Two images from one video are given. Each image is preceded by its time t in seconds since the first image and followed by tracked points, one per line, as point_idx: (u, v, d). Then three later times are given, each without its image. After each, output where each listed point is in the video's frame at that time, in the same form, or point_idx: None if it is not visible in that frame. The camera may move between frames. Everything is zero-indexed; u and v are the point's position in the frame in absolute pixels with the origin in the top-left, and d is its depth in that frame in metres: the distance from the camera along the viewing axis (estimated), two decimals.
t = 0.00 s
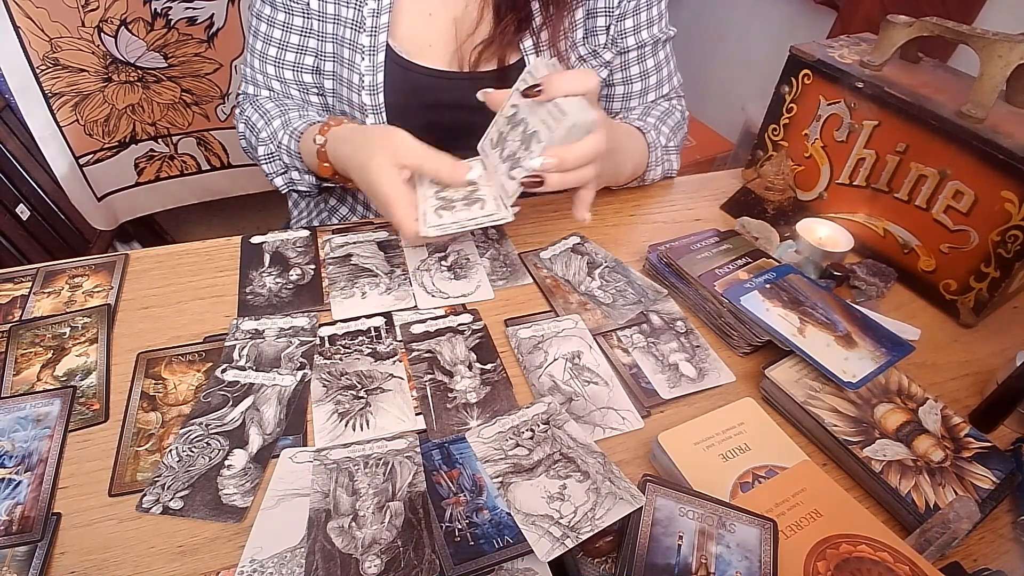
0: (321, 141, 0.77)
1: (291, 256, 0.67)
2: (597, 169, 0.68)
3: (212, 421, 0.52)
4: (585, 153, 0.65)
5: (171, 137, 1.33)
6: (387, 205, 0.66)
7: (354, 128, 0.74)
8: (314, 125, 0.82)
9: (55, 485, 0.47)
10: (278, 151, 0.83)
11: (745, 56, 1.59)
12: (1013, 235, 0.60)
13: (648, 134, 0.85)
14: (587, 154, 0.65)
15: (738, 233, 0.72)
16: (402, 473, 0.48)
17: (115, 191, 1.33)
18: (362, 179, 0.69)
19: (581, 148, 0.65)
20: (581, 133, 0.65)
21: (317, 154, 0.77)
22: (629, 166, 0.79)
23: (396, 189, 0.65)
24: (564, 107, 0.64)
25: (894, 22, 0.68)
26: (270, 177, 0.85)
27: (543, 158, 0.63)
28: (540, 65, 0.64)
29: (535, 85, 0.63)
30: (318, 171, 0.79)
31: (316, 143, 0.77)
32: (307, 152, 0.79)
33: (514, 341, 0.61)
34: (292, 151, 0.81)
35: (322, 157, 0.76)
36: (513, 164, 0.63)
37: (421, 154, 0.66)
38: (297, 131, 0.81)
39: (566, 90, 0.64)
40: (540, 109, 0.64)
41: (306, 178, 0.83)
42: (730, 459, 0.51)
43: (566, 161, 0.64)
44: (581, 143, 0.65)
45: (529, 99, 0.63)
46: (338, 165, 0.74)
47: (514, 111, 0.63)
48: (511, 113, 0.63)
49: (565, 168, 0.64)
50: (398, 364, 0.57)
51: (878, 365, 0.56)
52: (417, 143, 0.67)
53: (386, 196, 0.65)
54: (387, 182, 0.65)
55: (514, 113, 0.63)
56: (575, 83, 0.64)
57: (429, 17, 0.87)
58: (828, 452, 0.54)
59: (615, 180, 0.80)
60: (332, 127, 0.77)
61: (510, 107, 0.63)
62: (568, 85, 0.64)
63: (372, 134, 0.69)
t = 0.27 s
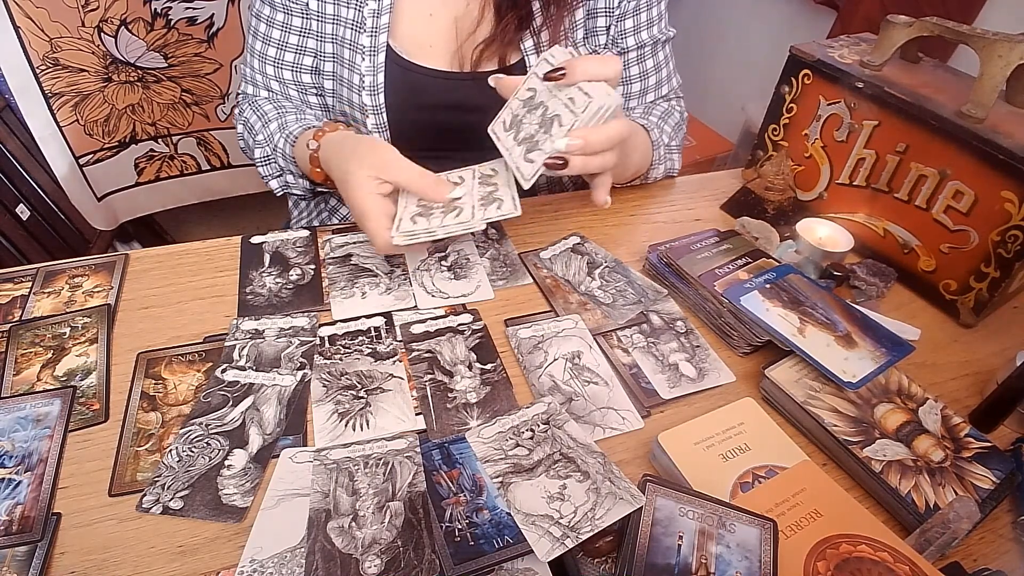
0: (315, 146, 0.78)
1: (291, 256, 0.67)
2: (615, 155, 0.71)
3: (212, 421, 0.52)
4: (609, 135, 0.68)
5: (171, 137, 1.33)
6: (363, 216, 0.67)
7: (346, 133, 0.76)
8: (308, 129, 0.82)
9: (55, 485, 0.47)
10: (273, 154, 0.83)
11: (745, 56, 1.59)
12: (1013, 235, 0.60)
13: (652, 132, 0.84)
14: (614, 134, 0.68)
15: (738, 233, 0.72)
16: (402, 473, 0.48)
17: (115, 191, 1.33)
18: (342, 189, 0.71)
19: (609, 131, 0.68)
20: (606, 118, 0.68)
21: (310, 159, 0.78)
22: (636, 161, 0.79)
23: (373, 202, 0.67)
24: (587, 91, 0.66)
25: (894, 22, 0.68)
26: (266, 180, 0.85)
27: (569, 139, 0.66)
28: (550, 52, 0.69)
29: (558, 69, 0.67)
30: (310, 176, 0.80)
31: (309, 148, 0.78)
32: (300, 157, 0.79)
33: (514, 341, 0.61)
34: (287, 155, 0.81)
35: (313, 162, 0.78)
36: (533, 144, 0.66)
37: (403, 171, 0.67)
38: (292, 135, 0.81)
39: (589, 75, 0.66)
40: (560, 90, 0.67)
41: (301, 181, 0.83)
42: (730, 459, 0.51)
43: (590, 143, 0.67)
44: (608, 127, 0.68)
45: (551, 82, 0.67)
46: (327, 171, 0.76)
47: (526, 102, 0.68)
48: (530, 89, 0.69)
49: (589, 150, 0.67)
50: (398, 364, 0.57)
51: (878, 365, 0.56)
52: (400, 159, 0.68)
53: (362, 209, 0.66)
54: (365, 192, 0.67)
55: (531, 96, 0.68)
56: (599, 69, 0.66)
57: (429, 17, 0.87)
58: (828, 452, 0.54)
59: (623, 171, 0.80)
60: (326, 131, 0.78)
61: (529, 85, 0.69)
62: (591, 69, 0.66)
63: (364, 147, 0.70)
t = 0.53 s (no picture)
0: (321, 149, 0.77)
1: (291, 256, 0.67)
2: (623, 157, 0.74)
3: (212, 421, 0.52)
4: (617, 136, 0.71)
5: (172, 137, 1.33)
6: (363, 218, 0.66)
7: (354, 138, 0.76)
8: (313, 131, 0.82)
9: (55, 485, 0.47)
10: (276, 157, 0.83)
11: (745, 57, 1.59)
12: (1013, 235, 0.60)
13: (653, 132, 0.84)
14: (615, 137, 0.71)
15: (738, 233, 0.72)
16: (402, 473, 0.48)
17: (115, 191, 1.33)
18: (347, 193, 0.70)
19: (615, 131, 0.71)
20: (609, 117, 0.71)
21: (314, 163, 0.77)
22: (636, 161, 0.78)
23: (373, 205, 0.66)
24: (590, 93, 0.70)
25: (894, 22, 0.68)
26: (269, 182, 0.86)
27: (576, 137, 0.69)
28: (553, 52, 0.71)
29: (564, 69, 0.69)
30: (314, 178, 0.79)
31: (314, 150, 0.78)
32: (304, 160, 0.79)
33: (514, 341, 0.61)
34: (291, 158, 0.81)
35: (318, 166, 0.77)
36: (548, 129, 0.68)
37: (406, 175, 0.67)
38: (297, 138, 0.81)
39: (599, 74, 0.70)
40: (567, 91, 0.69)
41: (304, 184, 0.84)
42: (730, 460, 0.51)
43: (599, 141, 0.70)
44: (614, 128, 0.71)
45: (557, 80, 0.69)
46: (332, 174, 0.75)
47: (539, 85, 0.69)
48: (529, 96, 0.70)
49: (598, 148, 0.71)
50: (398, 364, 0.57)
51: (877, 365, 0.56)
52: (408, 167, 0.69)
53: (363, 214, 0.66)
54: (367, 197, 0.66)
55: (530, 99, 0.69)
56: (610, 68, 0.70)
57: (430, 18, 0.87)
58: (828, 452, 0.54)
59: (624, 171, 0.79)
60: (331, 135, 0.78)
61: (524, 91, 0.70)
62: (601, 69, 0.70)
63: (367, 152, 0.70)
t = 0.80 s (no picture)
0: (337, 144, 0.76)
1: (291, 256, 0.67)
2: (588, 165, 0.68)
3: (212, 421, 0.52)
4: (577, 147, 0.64)
5: (172, 137, 1.33)
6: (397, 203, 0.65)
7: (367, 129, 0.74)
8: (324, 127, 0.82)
9: (55, 485, 0.47)
10: (287, 155, 0.83)
11: (745, 57, 1.59)
12: (1013, 235, 0.60)
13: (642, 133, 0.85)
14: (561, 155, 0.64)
15: (738, 233, 0.72)
16: (402, 473, 0.48)
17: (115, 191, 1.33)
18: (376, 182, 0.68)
19: (573, 142, 0.65)
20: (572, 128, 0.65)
21: (332, 158, 0.77)
22: (622, 164, 0.80)
23: (407, 189, 0.64)
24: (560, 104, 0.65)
25: (894, 22, 0.68)
26: (282, 181, 0.85)
27: (537, 150, 0.62)
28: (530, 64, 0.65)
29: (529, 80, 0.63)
30: (332, 174, 0.78)
31: (330, 146, 0.77)
32: (320, 154, 0.79)
33: (514, 341, 0.61)
34: (303, 154, 0.82)
35: (335, 161, 0.76)
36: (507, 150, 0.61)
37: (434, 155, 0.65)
38: (308, 134, 0.82)
39: (560, 85, 0.63)
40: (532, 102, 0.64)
41: (318, 180, 0.83)
42: (730, 460, 0.51)
43: (560, 154, 0.64)
44: (575, 139, 0.65)
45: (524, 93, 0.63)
46: (353, 168, 0.74)
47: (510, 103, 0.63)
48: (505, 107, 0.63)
49: (559, 160, 0.64)
50: (398, 364, 0.57)
51: (878, 365, 0.56)
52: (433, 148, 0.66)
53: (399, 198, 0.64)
54: (400, 183, 0.65)
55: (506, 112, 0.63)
56: (569, 79, 0.63)
57: (431, 19, 0.87)
58: (828, 452, 0.54)
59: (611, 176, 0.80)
60: (345, 130, 0.76)
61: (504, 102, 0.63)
62: (562, 82, 0.63)
63: (381, 140, 0.69)
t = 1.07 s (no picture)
0: (343, 137, 0.77)
1: (291, 256, 0.67)
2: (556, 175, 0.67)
3: (212, 421, 0.52)
4: (539, 159, 0.63)
5: (172, 137, 1.33)
6: (417, 187, 0.67)
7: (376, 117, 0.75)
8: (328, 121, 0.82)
9: (55, 485, 0.47)
10: (292, 150, 0.83)
11: (745, 57, 1.59)
12: (1013, 235, 0.60)
13: (628, 135, 0.85)
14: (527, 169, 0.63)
15: (738, 233, 0.72)
16: (402, 473, 0.48)
17: (115, 191, 1.33)
18: (388, 164, 0.70)
19: (536, 155, 0.64)
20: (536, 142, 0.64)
21: (338, 151, 0.77)
22: (608, 168, 0.79)
23: (429, 175, 0.67)
24: (524, 120, 0.62)
25: (895, 22, 0.68)
26: (286, 177, 0.85)
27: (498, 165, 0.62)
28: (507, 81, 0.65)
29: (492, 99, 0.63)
30: (340, 166, 0.79)
31: (336, 138, 0.77)
32: (326, 149, 0.79)
33: (514, 341, 0.61)
34: (308, 149, 0.81)
35: (342, 153, 0.77)
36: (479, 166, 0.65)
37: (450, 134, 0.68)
38: (313, 129, 0.82)
39: (520, 103, 0.61)
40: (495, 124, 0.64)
41: (324, 173, 0.83)
42: (730, 460, 0.51)
43: (522, 167, 0.63)
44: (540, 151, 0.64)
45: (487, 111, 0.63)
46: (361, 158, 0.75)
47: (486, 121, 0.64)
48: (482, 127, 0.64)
49: (520, 175, 0.63)
50: (398, 364, 0.57)
51: (877, 365, 0.56)
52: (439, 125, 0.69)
53: (417, 179, 0.67)
54: (417, 167, 0.67)
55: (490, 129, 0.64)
56: (531, 96, 0.61)
57: (431, 18, 0.87)
58: (828, 452, 0.54)
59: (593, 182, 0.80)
60: (350, 121, 0.78)
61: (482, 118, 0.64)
62: (524, 98, 0.61)
63: (393, 122, 0.70)
